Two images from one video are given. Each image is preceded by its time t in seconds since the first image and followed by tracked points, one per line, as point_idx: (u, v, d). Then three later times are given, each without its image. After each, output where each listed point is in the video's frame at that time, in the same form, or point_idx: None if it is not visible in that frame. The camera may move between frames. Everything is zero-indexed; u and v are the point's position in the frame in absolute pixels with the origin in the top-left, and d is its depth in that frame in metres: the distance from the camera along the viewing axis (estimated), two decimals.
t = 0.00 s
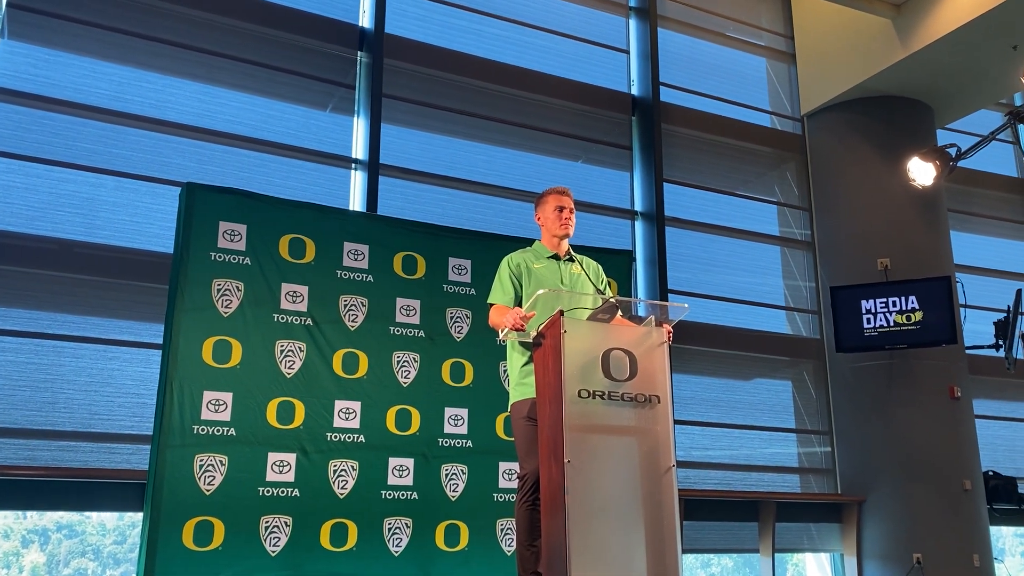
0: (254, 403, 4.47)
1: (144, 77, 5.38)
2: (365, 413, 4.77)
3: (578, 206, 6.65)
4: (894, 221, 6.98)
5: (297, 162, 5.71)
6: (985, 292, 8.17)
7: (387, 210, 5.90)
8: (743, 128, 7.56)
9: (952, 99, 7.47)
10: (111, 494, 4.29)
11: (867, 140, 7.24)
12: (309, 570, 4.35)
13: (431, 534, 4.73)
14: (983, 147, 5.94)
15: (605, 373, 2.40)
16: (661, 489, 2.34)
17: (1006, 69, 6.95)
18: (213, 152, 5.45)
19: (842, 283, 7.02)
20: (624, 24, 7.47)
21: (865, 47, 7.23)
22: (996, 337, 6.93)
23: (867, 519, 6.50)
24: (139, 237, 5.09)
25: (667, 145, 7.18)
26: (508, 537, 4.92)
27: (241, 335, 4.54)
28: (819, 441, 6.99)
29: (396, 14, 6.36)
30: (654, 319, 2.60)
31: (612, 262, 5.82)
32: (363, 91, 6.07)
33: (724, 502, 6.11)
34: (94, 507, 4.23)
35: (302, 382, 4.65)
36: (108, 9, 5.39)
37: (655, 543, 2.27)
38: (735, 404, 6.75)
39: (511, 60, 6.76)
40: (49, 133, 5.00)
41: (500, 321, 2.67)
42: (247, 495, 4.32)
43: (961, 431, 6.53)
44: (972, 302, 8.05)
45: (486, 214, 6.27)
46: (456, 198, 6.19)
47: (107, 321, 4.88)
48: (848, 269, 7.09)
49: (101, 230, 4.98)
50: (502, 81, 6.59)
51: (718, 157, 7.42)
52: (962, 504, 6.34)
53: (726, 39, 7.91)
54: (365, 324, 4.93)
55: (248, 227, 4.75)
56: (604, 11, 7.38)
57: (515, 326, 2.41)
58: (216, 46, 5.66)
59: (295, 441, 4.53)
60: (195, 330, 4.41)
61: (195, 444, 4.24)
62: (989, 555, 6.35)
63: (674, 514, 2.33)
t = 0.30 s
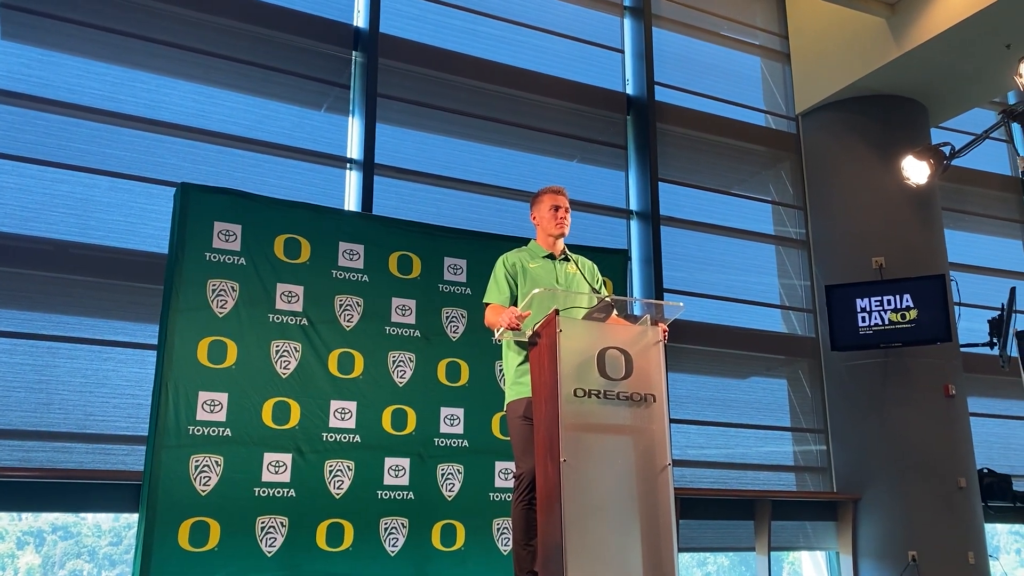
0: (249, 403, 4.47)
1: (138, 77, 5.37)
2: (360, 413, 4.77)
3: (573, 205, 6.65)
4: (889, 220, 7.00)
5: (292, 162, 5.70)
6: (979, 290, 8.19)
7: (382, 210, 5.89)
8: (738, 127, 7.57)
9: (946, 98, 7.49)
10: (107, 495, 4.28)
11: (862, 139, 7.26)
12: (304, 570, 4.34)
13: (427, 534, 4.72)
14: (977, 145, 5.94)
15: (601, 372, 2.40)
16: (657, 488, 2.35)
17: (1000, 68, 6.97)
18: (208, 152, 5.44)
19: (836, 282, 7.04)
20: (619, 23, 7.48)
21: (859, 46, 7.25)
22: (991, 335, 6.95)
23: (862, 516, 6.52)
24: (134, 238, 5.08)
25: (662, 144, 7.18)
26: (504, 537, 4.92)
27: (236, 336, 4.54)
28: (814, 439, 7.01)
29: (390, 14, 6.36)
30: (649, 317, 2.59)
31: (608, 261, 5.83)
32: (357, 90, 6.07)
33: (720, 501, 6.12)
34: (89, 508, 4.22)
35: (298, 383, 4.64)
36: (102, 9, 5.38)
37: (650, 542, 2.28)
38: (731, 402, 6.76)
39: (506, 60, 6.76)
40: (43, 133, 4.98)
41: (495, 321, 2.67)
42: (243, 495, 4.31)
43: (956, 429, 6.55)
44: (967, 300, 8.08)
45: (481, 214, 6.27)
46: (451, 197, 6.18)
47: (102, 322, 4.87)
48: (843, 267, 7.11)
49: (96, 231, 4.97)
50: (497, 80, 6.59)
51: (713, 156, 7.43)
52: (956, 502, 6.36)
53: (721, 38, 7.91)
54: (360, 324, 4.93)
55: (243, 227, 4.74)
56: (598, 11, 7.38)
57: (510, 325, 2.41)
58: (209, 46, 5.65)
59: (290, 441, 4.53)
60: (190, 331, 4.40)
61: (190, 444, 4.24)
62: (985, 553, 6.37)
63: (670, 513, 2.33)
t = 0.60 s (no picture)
0: (244, 403, 4.46)
1: (133, 76, 5.36)
2: (356, 412, 4.77)
3: (569, 204, 6.65)
4: (884, 218, 7.02)
5: (286, 161, 5.69)
6: (974, 288, 8.21)
7: (378, 209, 5.89)
8: (733, 126, 7.58)
9: (940, 96, 7.51)
10: (102, 496, 4.27)
11: (856, 137, 7.28)
12: (300, 570, 4.34)
13: (423, 533, 4.72)
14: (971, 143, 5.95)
15: (597, 371, 2.40)
16: (652, 486, 2.35)
17: (994, 66, 6.99)
18: (203, 151, 5.43)
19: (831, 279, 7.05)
20: (613, 22, 7.48)
21: (854, 44, 7.26)
22: (985, 332, 6.97)
23: (858, 514, 6.53)
24: (128, 238, 5.07)
25: (657, 143, 7.19)
26: (500, 535, 4.92)
27: (231, 335, 4.53)
28: (810, 437, 7.01)
29: (385, 12, 6.35)
30: (644, 315, 2.62)
31: (603, 260, 5.83)
32: (352, 89, 6.06)
33: (716, 499, 6.13)
34: (85, 508, 4.21)
35: (293, 382, 4.64)
36: (96, 8, 5.36)
37: (646, 540, 2.28)
38: (726, 400, 6.77)
39: (501, 58, 6.76)
40: (37, 133, 4.96)
41: (491, 320, 2.67)
42: (238, 495, 4.31)
43: (951, 426, 6.57)
44: (961, 298, 8.10)
45: (476, 213, 6.27)
46: (446, 196, 6.18)
47: (97, 322, 4.86)
48: (838, 265, 7.12)
49: (90, 231, 4.96)
50: (492, 79, 6.59)
51: (708, 154, 7.44)
52: (952, 499, 6.38)
53: (716, 37, 7.92)
54: (355, 323, 4.92)
55: (238, 227, 4.73)
56: (594, 9, 7.38)
57: (506, 324, 2.42)
58: (203, 45, 5.63)
59: (286, 441, 4.52)
60: (185, 331, 4.39)
61: (185, 445, 4.23)
62: (980, 550, 6.40)
63: (666, 511, 2.33)
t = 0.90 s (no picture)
0: (240, 401, 4.45)
1: (128, 75, 5.35)
2: (352, 411, 4.76)
3: (564, 202, 6.65)
4: (879, 215, 7.03)
5: (282, 159, 5.69)
6: (969, 285, 8.23)
7: (373, 207, 5.89)
8: (729, 124, 7.59)
9: (936, 93, 7.52)
10: (98, 495, 4.26)
11: (852, 135, 7.29)
12: (297, 569, 4.34)
13: (420, 532, 4.72)
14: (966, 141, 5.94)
15: (593, 369, 2.40)
16: (649, 484, 2.35)
17: (989, 63, 7.00)
18: (198, 150, 5.42)
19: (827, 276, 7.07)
20: (609, 20, 7.48)
21: (849, 42, 7.27)
22: (980, 329, 6.99)
23: (854, 511, 6.55)
24: (124, 237, 5.05)
25: (653, 141, 7.19)
26: (497, 533, 4.93)
27: (227, 334, 4.52)
28: (806, 434, 7.03)
29: (380, 11, 6.34)
30: (640, 313, 2.61)
31: (599, 258, 5.83)
32: (348, 88, 6.05)
33: (712, 496, 6.14)
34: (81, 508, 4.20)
35: (289, 381, 4.63)
36: (90, 7, 5.34)
37: (642, 537, 2.28)
38: (722, 398, 6.78)
39: (497, 56, 6.76)
40: (31, 132, 4.95)
41: (487, 318, 2.67)
42: (235, 494, 4.30)
43: (946, 423, 6.59)
44: (956, 295, 8.12)
45: (472, 211, 6.26)
46: (442, 194, 6.18)
47: (93, 322, 4.85)
48: (834, 263, 7.13)
49: (85, 230, 4.95)
50: (487, 77, 6.58)
51: (704, 152, 7.44)
52: (947, 495, 6.40)
53: (711, 35, 7.92)
54: (351, 322, 4.92)
55: (234, 225, 4.72)
56: (589, 7, 7.38)
57: (502, 323, 2.42)
58: (198, 44, 5.62)
59: (282, 440, 4.52)
60: (180, 330, 4.39)
61: (181, 444, 4.22)
62: (975, 546, 6.42)
63: (662, 509, 2.33)
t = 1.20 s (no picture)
0: (236, 399, 4.45)
1: (123, 73, 5.33)
2: (349, 409, 4.76)
3: (561, 199, 6.65)
4: (875, 212, 7.04)
5: (278, 157, 5.68)
6: (965, 281, 8.25)
7: (369, 205, 5.88)
8: (725, 121, 7.60)
9: (931, 90, 7.53)
10: (93, 494, 4.26)
11: (847, 132, 7.30)
12: (294, 567, 4.34)
13: (417, 530, 4.72)
14: (961, 138, 5.93)
15: (589, 365, 2.40)
16: (645, 480, 2.35)
17: (984, 60, 7.01)
18: (193, 148, 5.41)
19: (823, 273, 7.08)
20: (605, 17, 7.48)
21: (845, 39, 7.27)
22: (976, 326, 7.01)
23: (850, 507, 6.57)
24: (119, 234, 5.04)
25: (649, 138, 7.19)
26: (494, 530, 4.93)
27: (223, 332, 4.52)
28: (802, 430, 7.03)
29: (376, 8, 6.33)
30: (637, 310, 2.61)
31: (596, 254, 5.83)
32: (343, 85, 6.05)
33: (709, 492, 6.15)
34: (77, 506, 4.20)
35: (286, 379, 4.63)
36: (84, 4, 5.32)
37: (639, 533, 2.28)
38: (719, 394, 6.79)
39: (493, 54, 6.75)
40: (26, 130, 4.93)
41: (484, 315, 2.67)
42: (231, 492, 4.30)
43: (942, 419, 6.61)
44: (952, 291, 8.14)
45: (468, 208, 6.26)
46: (438, 192, 6.17)
47: (88, 320, 4.84)
48: (830, 259, 7.14)
49: (80, 228, 4.93)
50: (483, 74, 6.58)
51: (700, 149, 7.45)
52: (942, 491, 6.43)
53: (707, 32, 7.93)
54: (348, 319, 4.92)
55: (230, 223, 4.72)
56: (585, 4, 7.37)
57: (498, 320, 2.42)
58: (193, 41, 5.60)
59: (279, 437, 4.51)
60: (176, 328, 4.38)
61: (178, 442, 4.22)
62: (971, 541, 6.44)
63: (659, 505, 2.34)
